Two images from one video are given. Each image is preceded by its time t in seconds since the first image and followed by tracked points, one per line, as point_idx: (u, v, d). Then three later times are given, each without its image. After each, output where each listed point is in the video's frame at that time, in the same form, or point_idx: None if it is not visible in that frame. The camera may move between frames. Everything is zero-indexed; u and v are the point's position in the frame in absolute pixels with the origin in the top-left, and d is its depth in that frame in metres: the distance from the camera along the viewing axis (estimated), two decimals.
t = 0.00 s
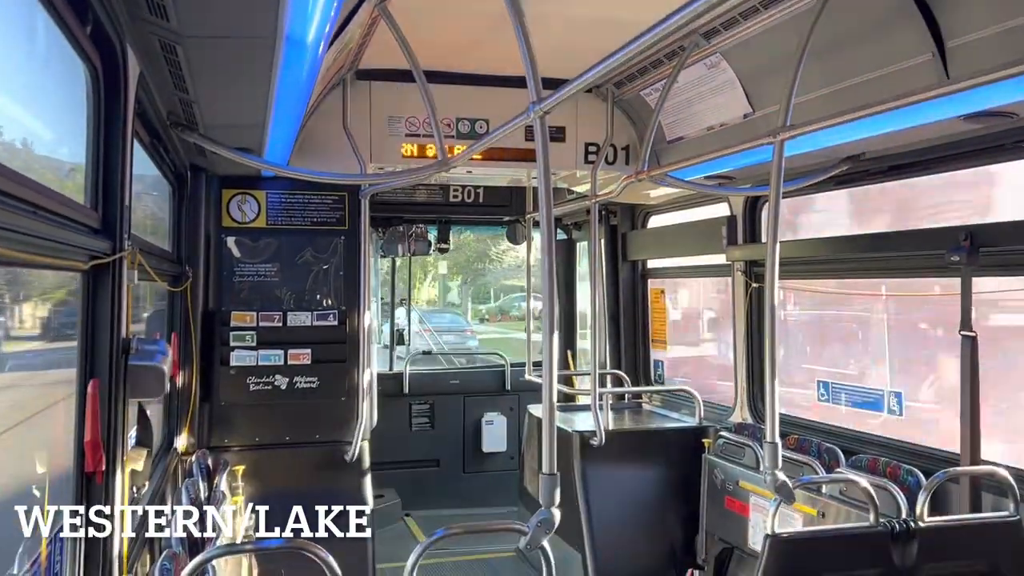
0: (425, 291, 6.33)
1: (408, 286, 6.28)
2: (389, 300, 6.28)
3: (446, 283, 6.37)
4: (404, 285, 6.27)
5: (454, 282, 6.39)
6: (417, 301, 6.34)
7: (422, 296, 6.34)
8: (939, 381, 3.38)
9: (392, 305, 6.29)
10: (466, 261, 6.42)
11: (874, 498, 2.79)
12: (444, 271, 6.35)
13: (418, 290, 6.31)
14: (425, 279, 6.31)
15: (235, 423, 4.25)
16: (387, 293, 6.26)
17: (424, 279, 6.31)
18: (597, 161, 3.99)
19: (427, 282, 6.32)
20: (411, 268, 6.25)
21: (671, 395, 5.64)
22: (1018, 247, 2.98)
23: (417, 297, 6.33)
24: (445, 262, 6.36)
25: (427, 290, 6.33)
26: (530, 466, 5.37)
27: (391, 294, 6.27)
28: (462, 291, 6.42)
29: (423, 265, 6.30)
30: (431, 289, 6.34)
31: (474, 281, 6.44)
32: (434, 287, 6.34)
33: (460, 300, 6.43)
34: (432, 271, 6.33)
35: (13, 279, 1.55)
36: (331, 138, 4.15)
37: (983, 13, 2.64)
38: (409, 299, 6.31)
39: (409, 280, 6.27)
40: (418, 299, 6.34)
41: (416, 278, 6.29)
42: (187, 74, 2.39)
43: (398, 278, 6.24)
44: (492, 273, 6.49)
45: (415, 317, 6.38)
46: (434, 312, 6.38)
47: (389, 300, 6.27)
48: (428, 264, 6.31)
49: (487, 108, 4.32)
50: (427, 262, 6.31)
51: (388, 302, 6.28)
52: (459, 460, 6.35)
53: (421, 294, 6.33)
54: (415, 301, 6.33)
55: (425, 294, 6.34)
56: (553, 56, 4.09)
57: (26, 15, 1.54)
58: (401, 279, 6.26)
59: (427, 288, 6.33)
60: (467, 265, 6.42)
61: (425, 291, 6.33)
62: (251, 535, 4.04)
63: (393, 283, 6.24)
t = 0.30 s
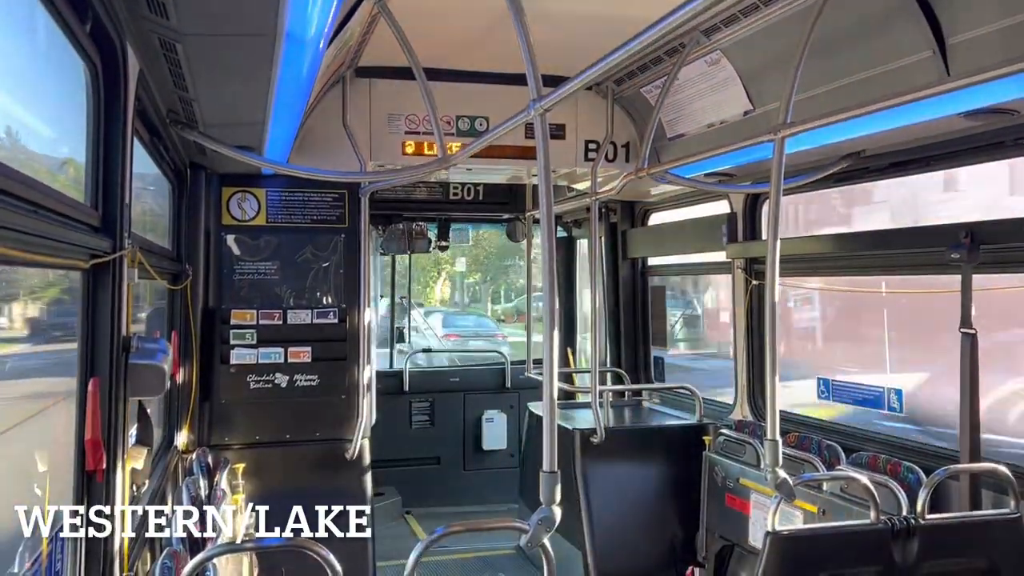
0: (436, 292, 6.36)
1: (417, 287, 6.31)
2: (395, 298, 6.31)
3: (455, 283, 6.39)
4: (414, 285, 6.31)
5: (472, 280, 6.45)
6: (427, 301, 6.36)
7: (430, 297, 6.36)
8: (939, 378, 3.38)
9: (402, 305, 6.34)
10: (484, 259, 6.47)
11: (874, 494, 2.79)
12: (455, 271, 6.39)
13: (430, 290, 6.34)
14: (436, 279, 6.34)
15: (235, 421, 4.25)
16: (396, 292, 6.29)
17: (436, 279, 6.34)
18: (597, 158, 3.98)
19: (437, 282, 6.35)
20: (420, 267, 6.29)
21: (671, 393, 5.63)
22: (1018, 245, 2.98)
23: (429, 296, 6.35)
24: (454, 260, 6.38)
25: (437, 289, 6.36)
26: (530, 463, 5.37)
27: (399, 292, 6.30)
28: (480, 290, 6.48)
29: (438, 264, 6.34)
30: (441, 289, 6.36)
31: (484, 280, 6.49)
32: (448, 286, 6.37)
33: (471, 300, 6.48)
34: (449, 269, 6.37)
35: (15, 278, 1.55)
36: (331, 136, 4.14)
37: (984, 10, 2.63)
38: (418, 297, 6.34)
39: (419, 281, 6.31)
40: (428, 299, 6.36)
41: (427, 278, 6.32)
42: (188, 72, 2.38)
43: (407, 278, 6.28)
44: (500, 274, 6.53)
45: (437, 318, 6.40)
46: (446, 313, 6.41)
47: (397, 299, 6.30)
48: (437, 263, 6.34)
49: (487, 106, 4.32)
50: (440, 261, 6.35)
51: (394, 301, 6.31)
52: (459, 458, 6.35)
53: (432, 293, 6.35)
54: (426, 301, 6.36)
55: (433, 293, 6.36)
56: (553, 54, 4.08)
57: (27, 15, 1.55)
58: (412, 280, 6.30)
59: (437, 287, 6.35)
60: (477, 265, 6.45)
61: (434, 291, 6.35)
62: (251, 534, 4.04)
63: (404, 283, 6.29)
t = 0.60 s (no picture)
0: (435, 290, 6.33)
1: (414, 285, 6.29)
2: (394, 298, 6.28)
3: (456, 281, 6.36)
4: (413, 284, 6.29)
5: (493, 277, 6.43)
6: (423, 299, 6.33)
7: (428, 295, 6.33)
8: (939, 381, 3.38)
9: (404, 305, 6.32)
10: (504, 256, 6.47)
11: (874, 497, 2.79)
12: (451, 266, 6.34)
13: (429, 287, 6.31)
14: (440, 279, 6.32)
15: (236, 420, 4.25)
16: (396, 293, 6.27)
17: (438, 278, 6.32)
18: (599, 159, 3.97)
19: (435, 280, 6.31)
20: (423, 267, 6.28)
21: (671, 394, 5.62)
22: (1020, 248, 2.98)
23: (427, 293, 6.32)
24: (457, 260, 6.36)
25: (438, 288, 6.32)
26: (530, 464, 5.37)
27: (400, 292, 6.28)
28: (500, 289, 6.45)
29: (445, 265, 6.32)
30: (441, 288, 6.33)
31: (489, 279, 6.42)
32: (463, 287, 6.37)
33: (472, 298, 6.42)
34: (460, 271, 6.37)
35: (15, 276, 1.55)
36: (332, 136, 4.14)
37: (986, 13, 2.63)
38: (416, 295, 6.31)
39: (417, 279, 6.29)
40: (426, 297, 6.33)
41: (425, 276, 6.30)
42: (189, 70, 2.38)
43: (405, 278, 6.26)
44: (501, 272, 6.46)
45: (444, 316, 6.40)
46: (455, 314, 6.40)
47: (396, 298, 6.28)
48: (439, 263, 6.31)
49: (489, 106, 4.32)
50: (444, 261, 6.32)
51: (393, 300, 6.28)
52: (459, 459, 6.35)
53: (433, 292, 6.33)
54: (422, 297, 6.33)
55: (433, 292, 6.32)
56: (555, 55, 4.09)
57: (29, 13, 1.55)
58: (410, 279, 6.28)
59: (438, 287, 6.33)
60: (479, 263, 6.40)
61: (434, 290, 6.32)
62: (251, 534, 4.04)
63: (404, 283, 6.27)
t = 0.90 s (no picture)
0: (435, 289, 6.34)
1: (415, 285, 6.30)
2: (395, 299, 6.29)
3: (455, 281, 6.39)
4: (414, 284, 6.29)
5: (517, 276, 6.54)
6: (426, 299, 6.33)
7: (429, 294, 6.33)
8: (940, 385, 3.37)
9: (411, 306, 6.32)
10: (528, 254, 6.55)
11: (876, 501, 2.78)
12: (457, 266, 6.39)
13: (430, 287, 6.32)
14: (447, 277, 6.37)
15: (237, 422, 4.25)
16: (404, 293, 6.28)
17: (444, 277, 6.36)
18: (601, 162, 3.97)
19: (437, 279, 6.34)
20: (431, 267, 6.33)
21: (672, 398, 5.61)
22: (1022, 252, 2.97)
23: (431, 293, 6.34)
24: (466, 261, 6.42)
25: (443, 287, 6.35)
26: (531, 467, 5.36)
27: (403, 292, 6.28)
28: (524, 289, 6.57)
29: (462, 263, 6.40)
30: (441, 289, 6.34)
31: (495, 276, 6.48)
32: (481, 286, 6.44)
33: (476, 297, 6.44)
34: (478, 268, 6.44)
35: (16, 277, 1.55)
36: (334, 139, 4.15)
37: (988, 17, 2.63)
38: (416, 294, 6.30)
39: (417, 279, 6.30)
40: (426, 296, 6.33)
41: (427, 276, 6.32)
42: (191, 72, 2.38)
43: (407, 277, 6.27)
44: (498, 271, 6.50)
45: (469, 319, 6.44)
46: (474, 315, 6.44)
47: (402, 298, 6.28)
48: (447, 264, 6.37)
49: (490, 109, 4.33)
50: (454, 262, 6.40)
51: (395, 300, 6.29)
52: (460, 461, 6.34)
53: (434, 292, 6.34)
54: (424, 297, 6.33)
55: (435, 292, 6.34)
56: (556, 58, 4.10)
57: (31, 14, 1.55)
58: (408, 279, 6.28)
59: (439, 288, 6.35)
60: (485, 262, 6.45)
61: (438, 288, 6.34)
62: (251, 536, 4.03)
63: (407, 284, 6.27)
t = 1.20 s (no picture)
0: (440, 288, 6.37)
1: (422, 284, 6.33)
2: (401, 297, 6.31)
3: (458, 281, 6.40)
4: (419, 284, 6.32)
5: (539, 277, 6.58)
6: (430, 298, 6.35)
7: (435, 294, 6.36)
8: (940, 388, 3.38)
9: (416, 304, 6.35)
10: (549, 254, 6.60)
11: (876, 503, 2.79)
12: (465, 265, 6.42)
13: (435, 287, 6.35)
14: (454, 277, 6.39)
15: (239, 422, 4.26)
16: (410, 292, 6.31)
17: (451, 277, 6.39)
18: (602, 164, 3.98)
19: (443, 278, 6.37)
20: (435, 266, 6.36)
21: (672, 399, 5.61)
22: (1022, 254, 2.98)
23: (436, 292, 6.36)
24: (473, 262, 6.44)
25: (449, 287, 6.38)
26: (532, 468, 5.37)
27: (407, 291, 6.30)
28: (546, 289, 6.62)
29: (482, 261, 6.44)
30: (447, 289, 6.38)
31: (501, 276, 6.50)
32: (502, 285, 6.49)
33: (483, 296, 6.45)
34: (500, 266, 6.49)
35: (19, 280, 1.56)
36: (336, 140, 4.16)
37: (987, 21, 2.63)
38: (419, 293, 6.33)
39: (422, 279, 6.33)
40: (432, 296, 6.36)
41: (432, 275, 6.35)
42: (193, 74, 2.39)
43: (414, 276, 6.30)
44: (505, 270, 6.51)
45: (494, 321, 6.50)
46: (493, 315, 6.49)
47: (407, 296, 6.31)
48: (454, 264, 6.40)
49: (492, 111, 4.34)
50: (465, 259, 6.43)
51: (402, 298, 6.31)
52: (461, 462, 6.35)
53: (438, 292, 6.36)
54: (428, 297, 6.36)
55: (441, 292, 6.37)
56: (557, 61, 4.10)
57: (35, 17, 1.56)
58: (414, 277, 6.31)
59: (444, 287, 6.38)
60: (492, 262, 6.46)
61: (445, 288, 6.37)
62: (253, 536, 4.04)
63: (413, 283, 6.30)
